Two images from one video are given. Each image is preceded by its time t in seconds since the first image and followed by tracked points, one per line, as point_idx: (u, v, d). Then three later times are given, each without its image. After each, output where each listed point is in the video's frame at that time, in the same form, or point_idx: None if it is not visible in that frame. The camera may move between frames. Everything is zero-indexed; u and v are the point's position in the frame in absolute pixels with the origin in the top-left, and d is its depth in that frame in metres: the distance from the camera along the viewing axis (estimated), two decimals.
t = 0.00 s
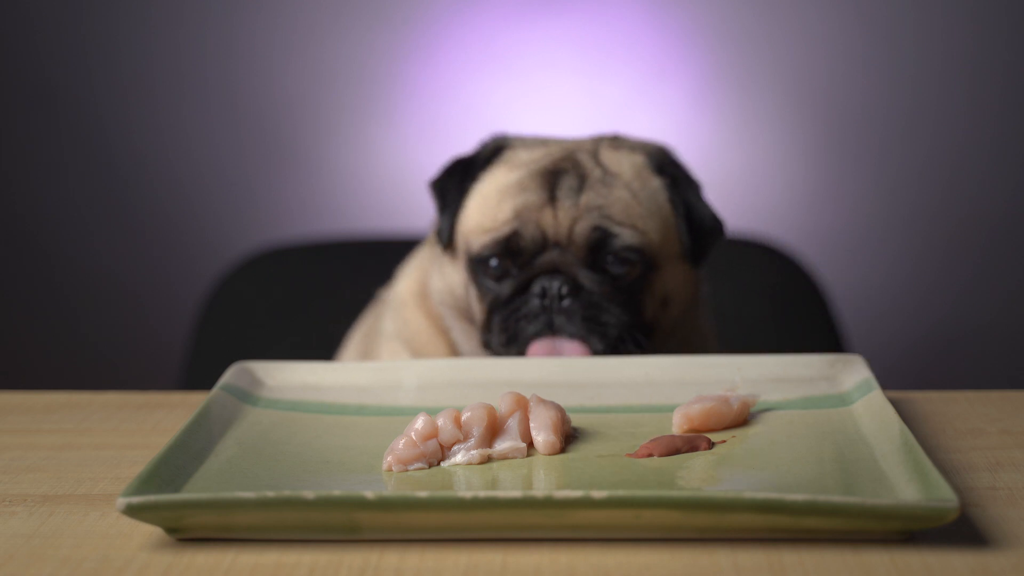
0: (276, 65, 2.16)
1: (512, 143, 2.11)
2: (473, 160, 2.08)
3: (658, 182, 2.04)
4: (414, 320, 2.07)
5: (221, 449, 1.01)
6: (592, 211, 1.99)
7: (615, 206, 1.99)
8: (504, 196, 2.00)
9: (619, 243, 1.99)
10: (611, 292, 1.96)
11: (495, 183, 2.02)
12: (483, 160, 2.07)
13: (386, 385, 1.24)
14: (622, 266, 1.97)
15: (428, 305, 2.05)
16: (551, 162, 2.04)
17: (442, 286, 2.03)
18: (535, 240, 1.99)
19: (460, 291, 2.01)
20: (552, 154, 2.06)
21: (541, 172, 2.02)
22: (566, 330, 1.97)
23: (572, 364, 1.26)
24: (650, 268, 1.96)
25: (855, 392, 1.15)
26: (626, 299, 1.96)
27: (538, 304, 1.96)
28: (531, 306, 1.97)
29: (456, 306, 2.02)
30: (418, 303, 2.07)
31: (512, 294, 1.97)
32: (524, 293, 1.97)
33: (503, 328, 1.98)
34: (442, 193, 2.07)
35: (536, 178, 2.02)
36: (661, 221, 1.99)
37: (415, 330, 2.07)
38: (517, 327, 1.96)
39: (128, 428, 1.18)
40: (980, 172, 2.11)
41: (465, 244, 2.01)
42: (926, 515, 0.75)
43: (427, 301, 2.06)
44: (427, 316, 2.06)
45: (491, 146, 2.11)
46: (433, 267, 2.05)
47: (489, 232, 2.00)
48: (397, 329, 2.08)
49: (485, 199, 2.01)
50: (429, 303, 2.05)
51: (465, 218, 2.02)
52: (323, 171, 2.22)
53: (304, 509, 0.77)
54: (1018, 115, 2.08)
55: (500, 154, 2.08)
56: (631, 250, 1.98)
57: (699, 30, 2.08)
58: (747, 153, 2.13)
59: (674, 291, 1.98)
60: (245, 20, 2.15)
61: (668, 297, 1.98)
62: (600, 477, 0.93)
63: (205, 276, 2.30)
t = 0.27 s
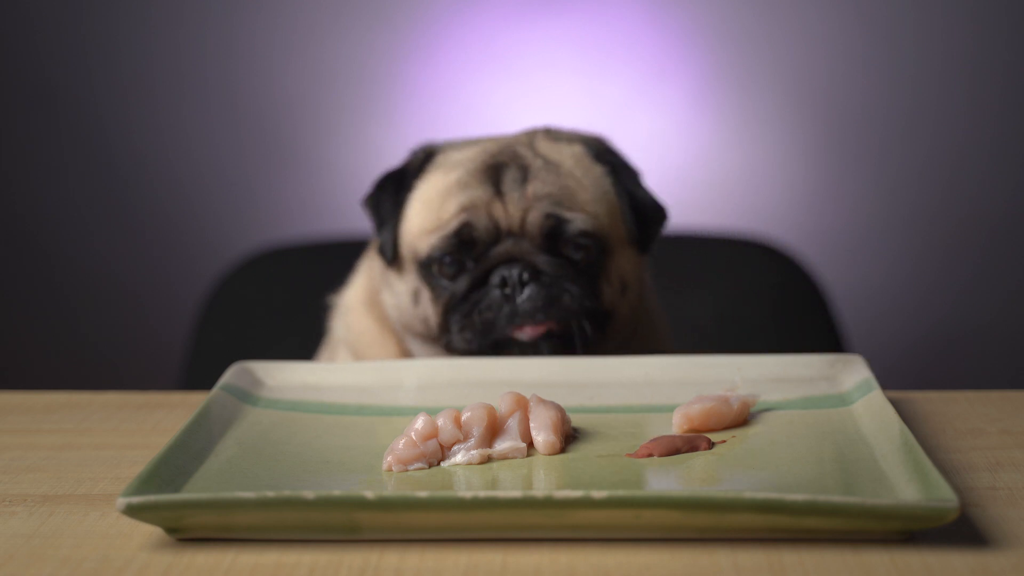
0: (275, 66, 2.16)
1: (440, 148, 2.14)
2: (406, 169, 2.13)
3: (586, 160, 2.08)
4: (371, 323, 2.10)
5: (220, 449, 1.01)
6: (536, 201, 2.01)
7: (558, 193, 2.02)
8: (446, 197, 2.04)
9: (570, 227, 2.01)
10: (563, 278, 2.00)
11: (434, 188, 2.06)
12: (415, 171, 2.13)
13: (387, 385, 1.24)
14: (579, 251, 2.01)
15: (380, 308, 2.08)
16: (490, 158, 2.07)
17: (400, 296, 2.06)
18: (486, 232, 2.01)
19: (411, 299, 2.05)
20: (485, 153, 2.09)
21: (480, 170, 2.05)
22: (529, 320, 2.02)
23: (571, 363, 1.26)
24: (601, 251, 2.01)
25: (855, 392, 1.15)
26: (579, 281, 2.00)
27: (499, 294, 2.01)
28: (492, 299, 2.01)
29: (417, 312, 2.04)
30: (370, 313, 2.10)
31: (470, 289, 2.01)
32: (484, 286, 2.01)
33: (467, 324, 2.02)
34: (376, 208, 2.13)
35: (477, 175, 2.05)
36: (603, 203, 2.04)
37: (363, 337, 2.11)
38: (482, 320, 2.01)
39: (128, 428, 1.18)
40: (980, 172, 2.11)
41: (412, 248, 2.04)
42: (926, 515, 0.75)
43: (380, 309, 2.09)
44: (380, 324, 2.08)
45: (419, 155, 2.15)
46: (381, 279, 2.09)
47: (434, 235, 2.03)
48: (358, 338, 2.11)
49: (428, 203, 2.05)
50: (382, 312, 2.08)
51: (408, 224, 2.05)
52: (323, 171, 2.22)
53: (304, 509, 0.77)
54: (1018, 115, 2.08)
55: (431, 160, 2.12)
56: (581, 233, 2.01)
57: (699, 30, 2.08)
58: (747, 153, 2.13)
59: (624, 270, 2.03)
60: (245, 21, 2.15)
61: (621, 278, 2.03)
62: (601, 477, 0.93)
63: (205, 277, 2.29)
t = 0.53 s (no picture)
0: (275, 65, 2.16)
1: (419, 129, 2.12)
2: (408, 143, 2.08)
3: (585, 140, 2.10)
4: (346, 316, 2.12)
5: (221, 449, 1.01)
6: (570, 176, 2.03)
7: (582, 171, 2.06)
8: (475, 170, 2.03)
9: (596, 201, 2.05)
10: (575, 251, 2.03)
11: (460, 161, 2.04)
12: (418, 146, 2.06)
13: (387, 385, 1.24)
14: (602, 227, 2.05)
15: (370, 296, 2.07)
16: (515, 135, 2.07)
17: (417, 275, 2.02)
18: (525, 206, 2.01)
19: (418, 272, 2.02)
20: (496, 129, 2.09)
21: (504, 145, 2.06)
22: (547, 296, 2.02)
23: (570, 363, 1.26)
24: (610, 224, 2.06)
25: (855, 392, 1.15)
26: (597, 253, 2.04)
27: (541, 265, 1.99)
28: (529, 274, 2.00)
29: (423, 289, 2.03)
30: (346, 300, 2.11)
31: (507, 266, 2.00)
32: (523, 262, 2.00)
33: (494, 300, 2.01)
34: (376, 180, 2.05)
35: (501, 151, 2.05)
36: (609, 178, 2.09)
37: (309, 337, 2.15)
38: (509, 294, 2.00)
39: (128, 428, 1.18)
40: (980, 172, 2.11)
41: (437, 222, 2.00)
42: (926, 515, 0.75)
43: (327, 307, 2.14)
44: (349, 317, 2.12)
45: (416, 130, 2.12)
46: (386, 257, 2.04)
47: (467, 207, 2.01)
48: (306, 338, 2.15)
49: (455, 176, 2.02)
50: (366, 299, 2.08)
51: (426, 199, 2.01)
52: (323, 171, 2.21)
53: (304, 509, 0.77)
54: (1018, 115, 2.08)
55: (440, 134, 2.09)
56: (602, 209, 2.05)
57: (699, 30, 2.08)
58: (747, 153, 2.13)
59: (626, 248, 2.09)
60: (245, 20, 2.15)
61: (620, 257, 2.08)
62: (601, 477, 0.93)
63: (205, 276, 2.29)
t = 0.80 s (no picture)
0: (276, 64, 2.16)
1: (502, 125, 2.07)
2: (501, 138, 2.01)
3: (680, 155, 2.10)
4: (410, 313, 2.09)
5: (220, 449, 1.01)
6: (665, 194, 2.01)
7: (678, 188, 2.04)
8: (574, 174, 1.99)
9: (686, 222, 2.04)
10: (664, 267, 2.02)
11: (558, 163, 1.98)
12: (516, 143, 1.99)
13: (387, 385, 1.24)
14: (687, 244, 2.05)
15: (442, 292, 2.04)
16: (614, 143, 2.04)
17: (500, 274, 1.99)
18: (620, 218, 1.98)
19: (501, 271, 1.99)
20: (595, 133, 2.05)
21: (603, 151, 2.02)
22: (629, 308, 2.03)
23: (571, 363, 1.26)
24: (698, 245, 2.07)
25: (855, 392, 1.15)
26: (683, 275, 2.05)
27: (628, 279, 1.98)
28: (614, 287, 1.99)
29: (500, 286, 2.00)
30: (418, 292, 2.06)
31: (593, 276, 1.97)
32: (608, 273, 1.98)
33: (573, 307, 1.99)
34: (468, 173, 1.94)
35: (598, 158, 2.01)
36: (700, 196, 2.09)
37: (381, 331, 2.10)
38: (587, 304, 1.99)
39: (128, 428, 1.18)
40: (980, 172, 2.11)
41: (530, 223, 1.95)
42: (926, 515, 0.75)
43: (397, 300, 2.09)
44: (421, 308, 2.07)
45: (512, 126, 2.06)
46: (473, 253, 1.99)
47: (560, 213, 1.97)
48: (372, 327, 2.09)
49: (550, 178, 1.97)
50: (439, 292, 2.04)
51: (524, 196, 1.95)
52: (323, 171, 2.22)
53: (304, 509, 0.77)
54: (1018, 115, 2.08)
55: (539, 131, 2.03)
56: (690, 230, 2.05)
57: (699, 30, 2.08)
58: (747, 153, 2.13)
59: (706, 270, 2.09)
60: (245, 20, 2.15)
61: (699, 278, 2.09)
62: (600, 477, 0.93)
63: (205, 276, 2.29)
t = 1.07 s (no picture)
0: (275, 64, 2.16)
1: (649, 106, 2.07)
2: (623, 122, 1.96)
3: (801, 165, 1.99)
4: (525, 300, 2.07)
5: (221, 449, 1.01)
6: (766, 199, 1.89)
7: (788, 193, 1.92)
8: (676, 167, 1.91)
9: (786, 232, 1.91)
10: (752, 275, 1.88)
11: (665, 153, 1.92)
12: (630, 127, 1.94)
13: (387, 385, 1.24)
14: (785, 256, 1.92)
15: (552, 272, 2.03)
16: (727, 141, 1.96)
17: (592, 256, 1.94)
18: (713, 216, 1.89)
19: (594, 253, 1.94)
20: (710, 130, 1.99)
21: (713, 148, 1.94)
22: (707, 310, 1.92)
23: (573, 363, 1.26)
24: (799, 258, 1.93)
25: (854, 392, 1.15)
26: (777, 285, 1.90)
27: (708, 280, 1.88)
28: (698, 286, 1.89)
29: (594, 268, 1.95)
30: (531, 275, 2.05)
31: (676, 270, 1.88)
32: (692, 270, 1.88)
33: (655, 302, 1.91)
34: (581, 150, 1.91)
35: (707, 155, 1.93)
36: (811, 205, 1.94)
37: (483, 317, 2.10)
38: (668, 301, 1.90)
39: (128, 428, 1.18)
40: (980, 172, 2.11)
41: (622, 210, 1.88)
42: (926, 515, 0.75)
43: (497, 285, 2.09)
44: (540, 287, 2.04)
45: (635, 112, 2.01)
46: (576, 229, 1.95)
47: (655, 203, 1.89)
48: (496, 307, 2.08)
49: (655, 166, 1.90)
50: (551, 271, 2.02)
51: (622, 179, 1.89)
52: (323, 171, 2.22)
53: (304, 509, 0.77)
54: (1018, 115, 2.08)
55: (657, 120, 1.98)
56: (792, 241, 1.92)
57: (699, 30, 2.08)
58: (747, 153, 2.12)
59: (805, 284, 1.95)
60: (245, 20, 2.15)
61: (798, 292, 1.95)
62: (599, 477, 0.93)
63: (204, 276, 2.29)
